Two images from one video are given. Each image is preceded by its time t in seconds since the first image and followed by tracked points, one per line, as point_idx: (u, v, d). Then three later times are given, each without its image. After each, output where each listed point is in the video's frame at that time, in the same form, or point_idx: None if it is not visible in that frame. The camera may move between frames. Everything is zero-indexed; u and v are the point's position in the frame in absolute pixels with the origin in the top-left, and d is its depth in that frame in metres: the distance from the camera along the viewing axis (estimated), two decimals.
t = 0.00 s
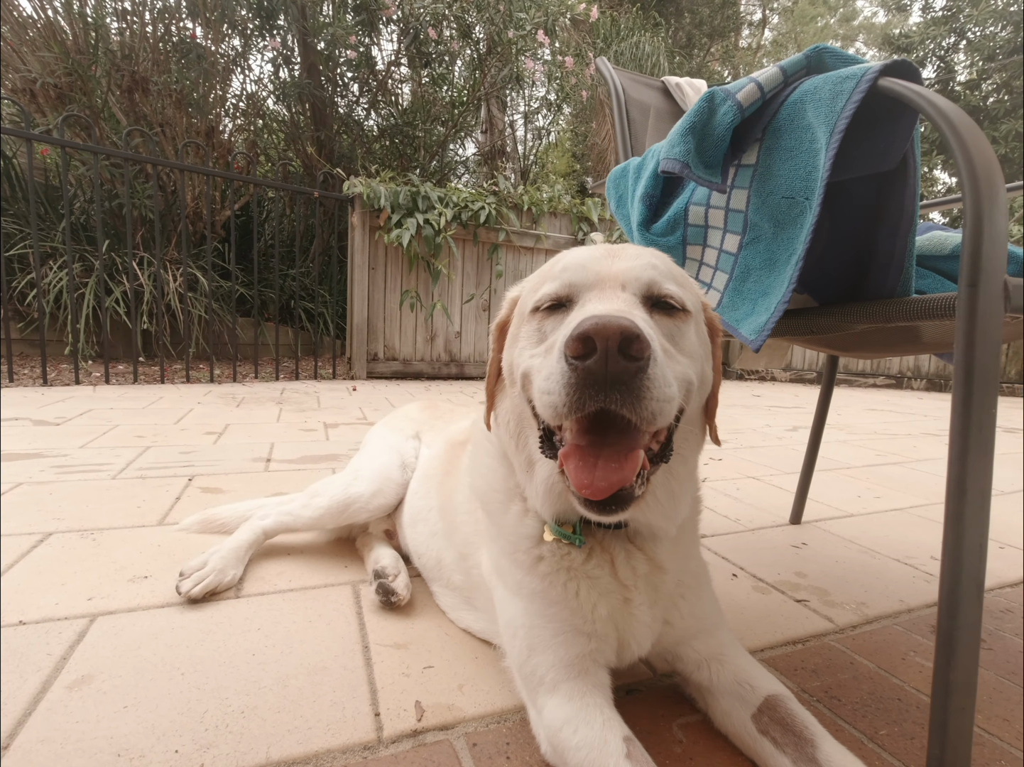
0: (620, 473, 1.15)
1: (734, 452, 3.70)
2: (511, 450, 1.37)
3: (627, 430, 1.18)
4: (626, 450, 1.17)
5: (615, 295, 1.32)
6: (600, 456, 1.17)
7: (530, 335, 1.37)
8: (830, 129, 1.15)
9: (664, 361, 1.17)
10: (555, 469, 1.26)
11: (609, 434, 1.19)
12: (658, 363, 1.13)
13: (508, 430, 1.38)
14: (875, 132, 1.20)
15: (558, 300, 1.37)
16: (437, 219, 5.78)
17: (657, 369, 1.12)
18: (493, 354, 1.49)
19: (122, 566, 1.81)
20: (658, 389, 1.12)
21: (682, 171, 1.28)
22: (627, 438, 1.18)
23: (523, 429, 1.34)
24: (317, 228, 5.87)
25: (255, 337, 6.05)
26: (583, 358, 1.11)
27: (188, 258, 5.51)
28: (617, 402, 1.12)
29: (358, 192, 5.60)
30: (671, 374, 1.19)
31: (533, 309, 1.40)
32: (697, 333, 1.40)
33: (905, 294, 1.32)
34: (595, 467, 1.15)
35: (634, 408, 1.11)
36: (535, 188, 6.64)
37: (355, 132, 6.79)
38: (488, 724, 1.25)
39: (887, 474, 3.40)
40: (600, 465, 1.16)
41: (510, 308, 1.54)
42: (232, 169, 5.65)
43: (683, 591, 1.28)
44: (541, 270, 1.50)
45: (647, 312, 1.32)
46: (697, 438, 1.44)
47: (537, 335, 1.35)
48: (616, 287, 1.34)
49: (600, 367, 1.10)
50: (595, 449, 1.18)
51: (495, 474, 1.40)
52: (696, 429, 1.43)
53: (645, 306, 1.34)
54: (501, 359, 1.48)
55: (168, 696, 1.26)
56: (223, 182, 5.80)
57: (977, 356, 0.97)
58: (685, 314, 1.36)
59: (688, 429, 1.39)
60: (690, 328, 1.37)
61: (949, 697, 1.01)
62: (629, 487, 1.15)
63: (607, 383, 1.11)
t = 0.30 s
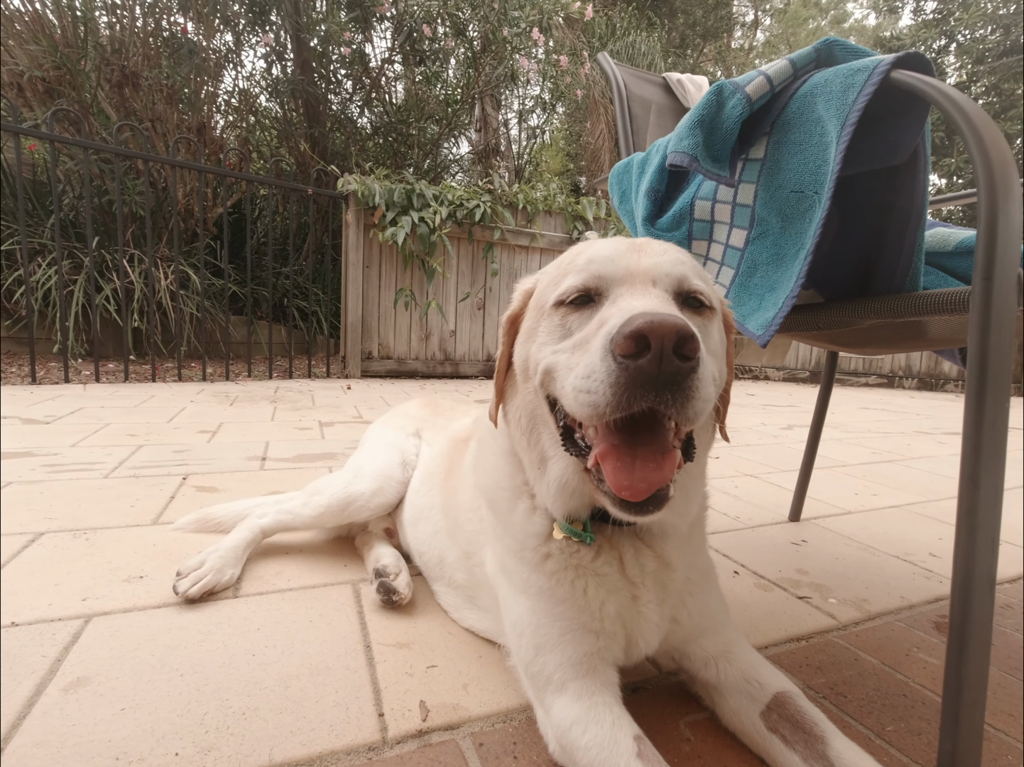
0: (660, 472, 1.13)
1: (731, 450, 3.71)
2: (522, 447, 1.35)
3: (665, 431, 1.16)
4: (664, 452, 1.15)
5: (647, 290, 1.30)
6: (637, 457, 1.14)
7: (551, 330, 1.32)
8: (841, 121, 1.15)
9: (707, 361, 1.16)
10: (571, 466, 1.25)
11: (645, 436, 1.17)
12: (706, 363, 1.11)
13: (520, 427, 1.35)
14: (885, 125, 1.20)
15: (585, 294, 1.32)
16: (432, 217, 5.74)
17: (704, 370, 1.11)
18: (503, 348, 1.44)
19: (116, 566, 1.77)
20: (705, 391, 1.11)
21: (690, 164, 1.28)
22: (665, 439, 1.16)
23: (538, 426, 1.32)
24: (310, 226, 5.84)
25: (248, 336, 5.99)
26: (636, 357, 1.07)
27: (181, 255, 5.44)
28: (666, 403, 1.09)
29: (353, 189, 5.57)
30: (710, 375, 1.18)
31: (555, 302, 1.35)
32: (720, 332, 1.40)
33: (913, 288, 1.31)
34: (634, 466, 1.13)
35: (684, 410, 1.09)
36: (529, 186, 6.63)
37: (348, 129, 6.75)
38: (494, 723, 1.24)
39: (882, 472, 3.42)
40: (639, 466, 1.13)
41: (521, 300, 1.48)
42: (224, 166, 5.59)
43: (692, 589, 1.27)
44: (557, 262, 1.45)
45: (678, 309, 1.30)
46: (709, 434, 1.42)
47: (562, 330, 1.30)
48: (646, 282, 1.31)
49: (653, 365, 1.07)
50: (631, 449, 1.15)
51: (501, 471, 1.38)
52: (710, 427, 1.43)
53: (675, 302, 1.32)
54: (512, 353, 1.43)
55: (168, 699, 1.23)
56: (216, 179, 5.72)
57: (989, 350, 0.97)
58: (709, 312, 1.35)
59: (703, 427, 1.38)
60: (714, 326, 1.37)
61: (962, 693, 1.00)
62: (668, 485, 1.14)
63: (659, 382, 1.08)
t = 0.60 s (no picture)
0: (665, 463, 1.12)
1: (727, 446, 3.71)
2: (520, 436, 1.33)
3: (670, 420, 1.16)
4: (669, 442, 1.14)
5: (652, 279, 1.29)
6: (642, 447, 1.13)
7: (554, 319, 1.31)
8: (838, 108, 1.15)
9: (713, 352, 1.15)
10: (570, 453, 1.25)
11: (650, 427, 1.16)
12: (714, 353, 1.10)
13: (518, 416, 1.34)
14: (882, 113, 1.20)
15: (588, 282, 1.31)
16: (428, 215, 5.74)
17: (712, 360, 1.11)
18: (500, 336, 1.42)
19: (109, 559, 1.76)
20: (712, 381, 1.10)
21: (686, 152, 1.27)
22: (670, 431, 1.16)
23: (536, 415, 1.31)
24: (306, 224, 5.82)
25: (243, 334, 5.96)
26: (646, 346, 1.06)
27: (175, 253, 5.41)
28: (674, 393, 1.08)
29: (348, 186, 5.55)
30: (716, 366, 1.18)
31: (556, 290, 1.33)
32: (721, 322, 1.39)
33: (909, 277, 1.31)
34: (639, 457, 1.12)
35: (691, 400, 1.09)
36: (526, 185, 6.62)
37: (343, 127, 6.74)
38: (490, 712, 1.23)
39: (877, 467, 3.42)
40: (644, 455, 1.12)
41: (520, 288, 1.47)
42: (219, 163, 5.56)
43: (688, 577, 1.27)
44: (558, 249, 1.43)
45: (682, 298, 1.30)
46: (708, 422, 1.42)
47: (564, 319, 1.29)
48: (651, 270, 1.30)
49: (663, 354, 1.06)
50: (636, 439, 1.14)
51: (497, 459, 1.37)
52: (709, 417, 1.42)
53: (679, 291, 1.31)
54: (511, 342, 1.42)
55: (161, 689, 1.22)
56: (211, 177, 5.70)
57: (986, 334, 0.98)
58: (711, 302, 1.35)
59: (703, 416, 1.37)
60: (716, 316, 1.36)
61: (958, 678, 1.00)
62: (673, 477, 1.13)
63: (669, 372, 1.07)
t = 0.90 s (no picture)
0: (654, 440, 1.10)
1: (725, 440, 3.69)
2: (508, 418, 1.32)
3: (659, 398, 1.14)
4: (659, 421, 1.12)
5: (639, 254, 1.28)
6: (630, 425, 1.11)
7: (540, 295, 1.30)
8: (831, 83, 1.13)
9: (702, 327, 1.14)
10: (557, 435, 1.23)
11: (638, 404, 1.14)
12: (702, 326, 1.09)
13: (506, 398, 1.33)
14: (877, 88, 1.18)
15: (575, 258, 1.30)
16: (426, 211, 5.74)
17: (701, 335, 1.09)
18: (488, 316, 1.41)
19: (99, 549, 1.74)
20: (702, 357, 1.09)
21: (678, 130, 1.26)
22: (661, 410, 1.14)
23: (524, 396, 1.30)
24: (304, 220, 5.82)
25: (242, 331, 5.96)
26: (633, 319, 1.05)
27: (174, 249, 5.41)
28: (663, 369, 1.07)
29: (346, 182, 5.56)
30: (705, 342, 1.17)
31: (543, 267, 1.32)
32: (711, 300, 1.38)
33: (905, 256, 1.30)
34: (628, 435, 1.10)
35: (680, 375, 1.07)
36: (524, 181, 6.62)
37: (342, 124, 6.73)
38: (480, 699, 1.22)
39: (877, 460, 3.41)
40: (632, 434, 1.10)
41: (508, 267, 1.46)
42: (217, 160, 5.56)
43: (679, 563, 1.25)
44: (546, 226, 1.42)
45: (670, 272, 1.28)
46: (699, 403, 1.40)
47: (550, 296, 1.28)
48: (638, 245, 1.29)
49: (650, 326, 1.04)
50: (624, 416, 1.12)
51: (485, 443, 1.35)
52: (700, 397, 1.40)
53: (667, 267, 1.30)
54: (498, 321, 1.41)
55: (146, 676, 1.20)
56: (209, 173, 5.69)
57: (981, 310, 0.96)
58: (701, 277, 1.34)
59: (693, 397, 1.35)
60: (706, 292, 1.35)
61: (952, 660, 0.99)
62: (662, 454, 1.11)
63: (655, 345, 1.05)
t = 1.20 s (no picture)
0: (631, 415, 1.13)
1: (725, 431, 3.69)
2: (496, 396, 1.34)
3: (637, 373, 1.16)
4: (636, 395, 1.15)
5: (616, 229, 1.29)
6: (608, 400, 1.14)
7: (522, 276, 1.32)
8: (817, 60, 1.13)
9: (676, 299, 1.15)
10: (544, 413, 1.24)
11: (617, 378, 1.16)
12: (673, 298, 1.11)
13: (495, 378, 1.34)
14: (865, 65, 1.18)
15: (554, 236, 1.31)
16: (426, 206, 5.74)
17: (674, 307, 1.11)
18: (475, 298, 1.44)
19: (99, 535, 1.76)
20: (675, 329, 1.11)
21: (666, 111, 1.26)
22: (639, 384, 1.16)
23: (512, 375, 1.31)
24: (306, 217, 5.84)
25: (245, 328, 5.99)
26: (602, 294, 1.08)
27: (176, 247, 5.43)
28: (634, 342, 1.09)
29: (346, 178, 5.58)
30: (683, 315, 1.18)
31: (523, 247, 1.34)
32: (694, 273, 1.38)
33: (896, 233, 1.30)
34: (605, 410, 1.13)
35: (652, 348, 1.09)
36: (524, 176, 6.62)
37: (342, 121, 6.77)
38: (472, 676, 1.23)
39: (877, 450, 3.40)
40: (610, 410, 1.13)
41: (492, 248, 1.48)
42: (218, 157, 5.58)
43: (669, 539, 1.26)
44: (527, 207, 1.44)
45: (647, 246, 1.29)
46: (687, 380, 1.41)
47: (530, 276, 1.30)
48: (615, 221, 1.30)
49: (619, 300, 1.07)
50: (602, 393, 1.15)
51: (476, 422, 1.37)
52: (688, 375, 1.41)
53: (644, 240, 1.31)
54: (485, 302, 1.44)
55: (141, 652, 1.21)
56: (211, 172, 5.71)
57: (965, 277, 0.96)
58: (682, 250, 1.34)
59: (680, 374, 1.36)
60: (688, 266, 1.35)
61: (938, 630, 0.99)
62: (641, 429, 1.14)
63: (626, 318, 1.08)
